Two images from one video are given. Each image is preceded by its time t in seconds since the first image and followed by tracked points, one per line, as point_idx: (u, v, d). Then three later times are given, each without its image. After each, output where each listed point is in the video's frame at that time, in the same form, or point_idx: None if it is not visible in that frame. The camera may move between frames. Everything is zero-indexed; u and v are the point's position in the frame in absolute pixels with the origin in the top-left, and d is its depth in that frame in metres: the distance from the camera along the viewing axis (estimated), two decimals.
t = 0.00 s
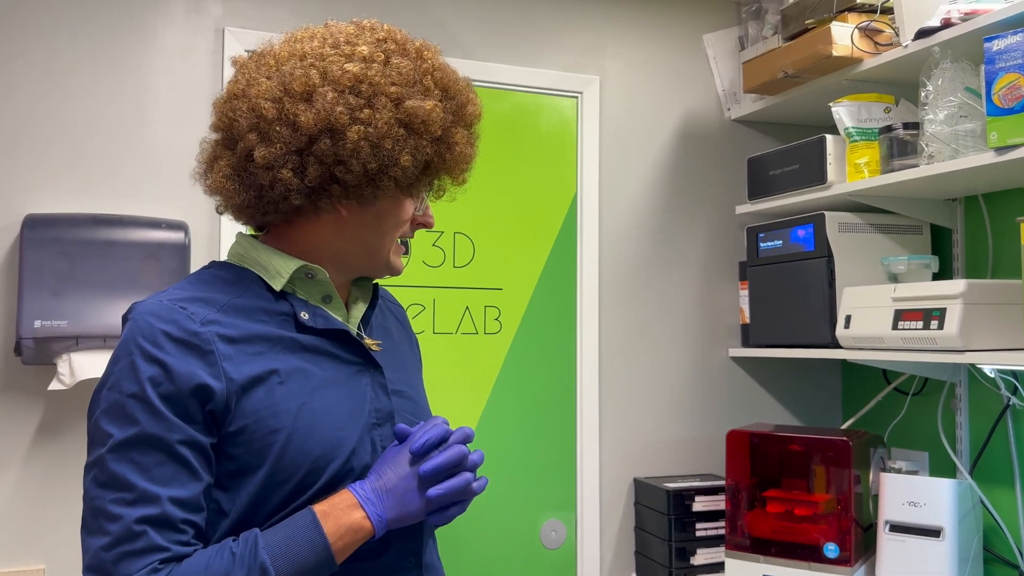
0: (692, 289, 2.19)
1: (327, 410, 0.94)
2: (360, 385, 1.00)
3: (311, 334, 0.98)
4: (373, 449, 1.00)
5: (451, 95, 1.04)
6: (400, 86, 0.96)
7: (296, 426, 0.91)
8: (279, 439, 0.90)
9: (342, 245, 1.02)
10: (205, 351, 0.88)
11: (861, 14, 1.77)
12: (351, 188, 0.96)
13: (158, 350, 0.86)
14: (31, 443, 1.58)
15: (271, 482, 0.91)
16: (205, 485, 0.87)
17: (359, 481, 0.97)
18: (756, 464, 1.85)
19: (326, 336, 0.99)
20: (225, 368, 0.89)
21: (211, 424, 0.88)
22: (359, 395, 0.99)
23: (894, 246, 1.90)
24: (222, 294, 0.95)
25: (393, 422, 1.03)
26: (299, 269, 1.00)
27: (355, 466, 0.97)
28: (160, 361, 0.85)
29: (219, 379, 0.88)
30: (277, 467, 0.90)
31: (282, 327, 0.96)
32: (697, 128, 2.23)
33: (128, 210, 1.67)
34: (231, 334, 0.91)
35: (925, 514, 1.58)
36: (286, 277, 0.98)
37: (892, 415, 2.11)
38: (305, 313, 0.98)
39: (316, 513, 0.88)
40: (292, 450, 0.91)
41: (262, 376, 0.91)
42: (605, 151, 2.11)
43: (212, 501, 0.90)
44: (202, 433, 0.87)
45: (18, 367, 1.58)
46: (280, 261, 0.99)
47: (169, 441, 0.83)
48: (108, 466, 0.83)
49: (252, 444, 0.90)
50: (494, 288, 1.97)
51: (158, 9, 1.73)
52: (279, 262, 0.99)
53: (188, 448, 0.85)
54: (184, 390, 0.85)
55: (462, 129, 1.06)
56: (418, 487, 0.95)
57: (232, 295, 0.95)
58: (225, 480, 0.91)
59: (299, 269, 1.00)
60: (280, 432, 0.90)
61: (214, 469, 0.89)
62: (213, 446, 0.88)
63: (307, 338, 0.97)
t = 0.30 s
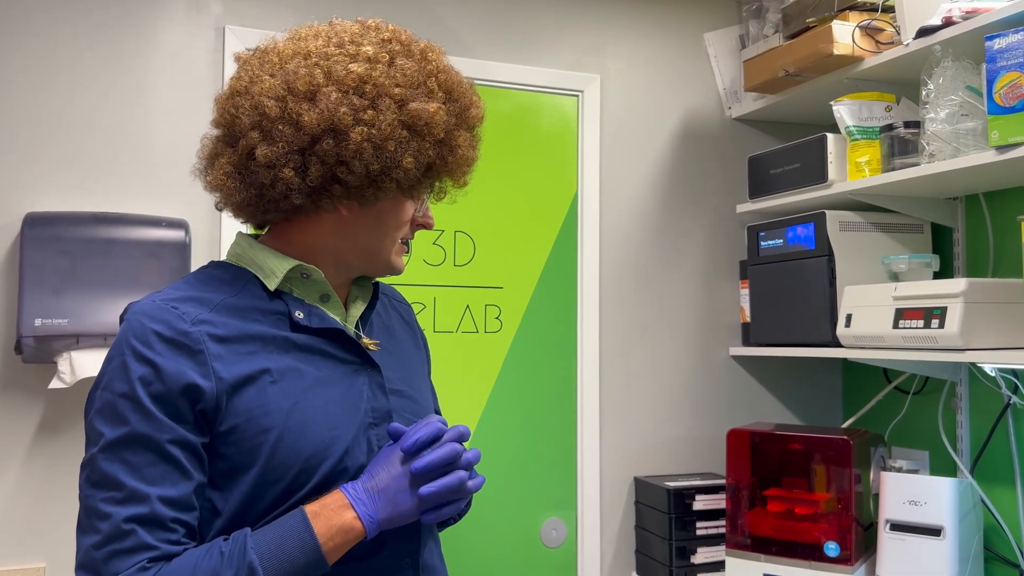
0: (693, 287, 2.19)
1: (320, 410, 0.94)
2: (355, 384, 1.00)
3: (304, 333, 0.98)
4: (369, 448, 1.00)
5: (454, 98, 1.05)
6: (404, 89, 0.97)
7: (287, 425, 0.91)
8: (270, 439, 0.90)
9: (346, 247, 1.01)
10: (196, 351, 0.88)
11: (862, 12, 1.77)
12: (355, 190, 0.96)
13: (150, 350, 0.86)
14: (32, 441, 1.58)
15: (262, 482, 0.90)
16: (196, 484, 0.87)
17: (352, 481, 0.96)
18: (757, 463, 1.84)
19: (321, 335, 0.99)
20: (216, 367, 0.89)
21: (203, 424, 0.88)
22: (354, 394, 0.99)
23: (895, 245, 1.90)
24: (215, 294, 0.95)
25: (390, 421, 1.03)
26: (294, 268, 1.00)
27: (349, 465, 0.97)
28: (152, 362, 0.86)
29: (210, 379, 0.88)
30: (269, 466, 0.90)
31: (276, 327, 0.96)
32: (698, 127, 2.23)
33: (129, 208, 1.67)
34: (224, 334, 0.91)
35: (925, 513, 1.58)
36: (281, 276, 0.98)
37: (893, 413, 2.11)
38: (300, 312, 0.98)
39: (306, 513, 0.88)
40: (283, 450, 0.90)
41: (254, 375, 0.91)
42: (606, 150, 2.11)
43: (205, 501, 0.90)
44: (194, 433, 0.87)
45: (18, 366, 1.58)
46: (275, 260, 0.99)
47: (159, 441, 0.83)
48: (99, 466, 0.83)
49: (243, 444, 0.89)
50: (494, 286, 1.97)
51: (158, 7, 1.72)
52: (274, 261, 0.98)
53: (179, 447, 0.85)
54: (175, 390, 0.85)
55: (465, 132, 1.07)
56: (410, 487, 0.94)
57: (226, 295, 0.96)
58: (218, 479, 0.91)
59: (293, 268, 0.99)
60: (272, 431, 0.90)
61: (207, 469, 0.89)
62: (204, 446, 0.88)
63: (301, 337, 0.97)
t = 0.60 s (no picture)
0: (694, 286, 2.19)
1: (310, 403, 0.93)
2: (350, 382, 0.98)
3: (300, 331, 0.98)
4: (362, 446, 0.98)
5: (390, 80, 1.04)
6: (320, 66, 0.99)
7: (273, 418, 0.91)
8: (255, 430, 0.90)
9: (288, 228, 1.01)
10: (189, 344, 0.90)
11: (864, 11, 1.77)
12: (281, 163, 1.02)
13: (144, 341, 0.88)
14: (34, 439, 1.58)
15: (250, 473, 0.90)
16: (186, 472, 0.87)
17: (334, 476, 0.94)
18: (759, 461, 1.84)
19: (319, 333, 0.99)
20: (206, 360, 0.90)
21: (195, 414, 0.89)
22: (348, 391, 0.97)
23: (896, 243, 1.90)
24: (217, 293, 0.97)
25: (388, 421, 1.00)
26: (292, 266, 1.01)
27: (339, 461, 0.95)
28: (145, 352, 0.88)
29: (198, 370, 0.89)
30: (256, 458, 0.90)
31: (271, 324, 0.97)
32: (699, 125, 2.23)
33: (131, 206, 1.68)
34: (218, 328, 0.93)
35: (926, 511, 1.59)
36: (278, 274, 0.99)
37: (894, 412, 2.12)
38: (298, 310, 0.98)
39: (285, 505, 0.87)
40: (270, 441, 0.90)
41: (245, 368, 0.92)
42: (607, 149, 2.11)
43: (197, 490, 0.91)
44: (181, 422, 0.88)
45: (21, 363, 1.58)
46: (274, 259, 1.00)
47: (147, 426, 0.85)
48: (95, 451, 0.86)
49: (232, 433, 0.90)
50: (495, 284, 1.97)
51: (160, 5, 1.72)
52: (273, 260, 1.00)
53: (169, 435, 0.86)
54: (164, 379, 0.87)
55: (402, 115, 1.04)
56: (392, 485, 0.91)
57: (226, 294, 0.97)
58: (212, 471, 0.92)
59: (291, 266, 1.00)
60: (260, 422, 0.90)
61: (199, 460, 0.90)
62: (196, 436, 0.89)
63: (296, 335, 0.97)
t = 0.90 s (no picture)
0: (694, 286, 2.20)
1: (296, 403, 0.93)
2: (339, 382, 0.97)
3: (292, 330, 0.98)
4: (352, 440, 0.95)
5: (400, 94, 1.04)
6: (332, 82, 0.99)
7: (256, 416, 0.91)
8: (238, 428, 0.90)
9: (297, 240, 1.02)
10: (179, 344, 0.91)
11: (864, 11, 1.77)
12: (292, 179, 1.02)
13: (138, 341, 0.91)
14: (35, 438, 1.58)
15: (235, 472, 0.91)
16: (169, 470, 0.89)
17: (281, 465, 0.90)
18: (759, 461, 1.84)
19: (312, 333, 0.98)
20: (194, 360, 0.91)
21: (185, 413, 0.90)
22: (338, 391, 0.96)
23: (897, 243, 1.90)
24: (217, 292, 0.98)
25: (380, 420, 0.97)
26: (287, 267, 1.01)
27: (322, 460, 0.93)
28: (138, 352, 0.90)
29: (185, 370, 0.90)
30: (239, 455, 0.90)
31: (265, 323, 0.97)
32: (700, 125, 2.23)
33: (132, 205, 1.68)
34: (209, 327, 0.94)
35: (926, 511, 1.59)
36: (273, 274, 1.00)
37: (894, 412, 2.12)
38: (290, 310, 0.98)
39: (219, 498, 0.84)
40: (253, 440, 0.90)
41: (233, 368, 0.92)
42: (607, 148, 2.11)
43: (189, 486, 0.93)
44: (168, 420, 0.89)
45: (22, 363, 1.58)
46: (270, 259, 1.01)
47: (131, 425, 0.87)
48: (92, 445, 0.90)
49: (217, 432, 0.90)
50: (495, 284, 1.97)
51: (161, 5, 1.73)
52: (268, 261, 1.01)
53: (154, 434, 0.88)
54: (151, 379, 0.88)
55: (410, 128, 1.06)
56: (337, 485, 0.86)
57: (224, 294, 0.98)
58: (202, 467, 0.93)
59: (286, 266, 1.01)
60: (243, 421, 0.90)
61: (187, 457, 0.91)
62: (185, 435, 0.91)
63: (288, 335, 0.97)
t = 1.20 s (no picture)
0: (694, 286, 2.20)
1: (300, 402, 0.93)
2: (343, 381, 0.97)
3: (297, 329, 0.97)
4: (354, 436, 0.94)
5: (378, 60, 1.05)
6: (310, 51, 1.02)
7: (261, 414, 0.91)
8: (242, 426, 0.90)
9: (295, 220, 1.02)
10: (184, 343, 0.92)
11: (864, 11, 1.77)
12: (282, 154, 1.03)
13: (144, 341, 0.91)
14: (35, 438, 1.58)
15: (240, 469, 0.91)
16: (172, 469, 0.90)
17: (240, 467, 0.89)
18: (759, 461, 1.84)
19: (316, 332, 0.98)
20: (198, 359, 0.91)
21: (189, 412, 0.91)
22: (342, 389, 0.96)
23: (896, 243, 1.90)
24: (223, 290, 0.98)
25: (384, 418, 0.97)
26: (295, 264, 1.02)
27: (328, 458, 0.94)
28: (144, 352, 0.91)
29: (188, 368, 0.90)
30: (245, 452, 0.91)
31: (270, 321, 0.97)
32: (700, 125, 2.23)
33: (132, 205, 1.68)
34: (212, 326, 0.94)
35: (925, 511, 1.59)
36: (281, 271, 1.00)
37: (893, 412, 2.12)
38: (296, 308, 0.98)
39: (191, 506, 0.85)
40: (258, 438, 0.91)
41: (237, 366, 0.92)
42: (606, 148, 2.11)
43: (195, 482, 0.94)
44: (172, 419, 0.89)
45: (22, 363, 1.58)
46: (279, 256, 1.01)
47: (136, 425, 0.88)
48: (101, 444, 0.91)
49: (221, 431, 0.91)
50: (494, 284, 1.97)
51: (162, 5, 1.73)
52: (277, 257, 1.01)
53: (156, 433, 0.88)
54: (155, 377, 0.89)
55: (393, 93, 1.05)
56: (308, 471, 0.87)
57: (230, 291, 0.98)
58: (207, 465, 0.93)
59: (294, 263, 1.01)
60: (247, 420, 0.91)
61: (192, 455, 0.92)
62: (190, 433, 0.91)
63: (292, 333, 0.97)
